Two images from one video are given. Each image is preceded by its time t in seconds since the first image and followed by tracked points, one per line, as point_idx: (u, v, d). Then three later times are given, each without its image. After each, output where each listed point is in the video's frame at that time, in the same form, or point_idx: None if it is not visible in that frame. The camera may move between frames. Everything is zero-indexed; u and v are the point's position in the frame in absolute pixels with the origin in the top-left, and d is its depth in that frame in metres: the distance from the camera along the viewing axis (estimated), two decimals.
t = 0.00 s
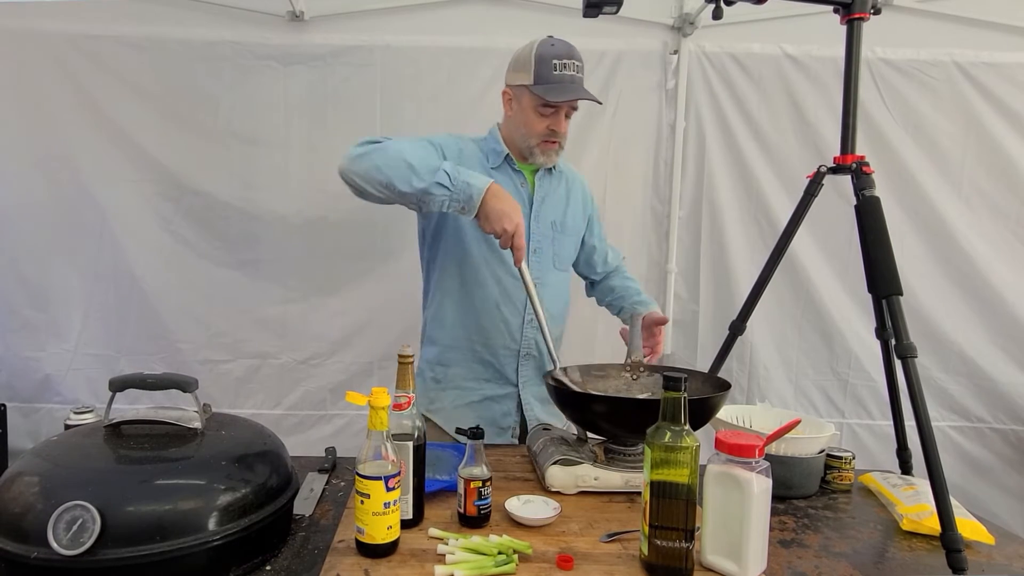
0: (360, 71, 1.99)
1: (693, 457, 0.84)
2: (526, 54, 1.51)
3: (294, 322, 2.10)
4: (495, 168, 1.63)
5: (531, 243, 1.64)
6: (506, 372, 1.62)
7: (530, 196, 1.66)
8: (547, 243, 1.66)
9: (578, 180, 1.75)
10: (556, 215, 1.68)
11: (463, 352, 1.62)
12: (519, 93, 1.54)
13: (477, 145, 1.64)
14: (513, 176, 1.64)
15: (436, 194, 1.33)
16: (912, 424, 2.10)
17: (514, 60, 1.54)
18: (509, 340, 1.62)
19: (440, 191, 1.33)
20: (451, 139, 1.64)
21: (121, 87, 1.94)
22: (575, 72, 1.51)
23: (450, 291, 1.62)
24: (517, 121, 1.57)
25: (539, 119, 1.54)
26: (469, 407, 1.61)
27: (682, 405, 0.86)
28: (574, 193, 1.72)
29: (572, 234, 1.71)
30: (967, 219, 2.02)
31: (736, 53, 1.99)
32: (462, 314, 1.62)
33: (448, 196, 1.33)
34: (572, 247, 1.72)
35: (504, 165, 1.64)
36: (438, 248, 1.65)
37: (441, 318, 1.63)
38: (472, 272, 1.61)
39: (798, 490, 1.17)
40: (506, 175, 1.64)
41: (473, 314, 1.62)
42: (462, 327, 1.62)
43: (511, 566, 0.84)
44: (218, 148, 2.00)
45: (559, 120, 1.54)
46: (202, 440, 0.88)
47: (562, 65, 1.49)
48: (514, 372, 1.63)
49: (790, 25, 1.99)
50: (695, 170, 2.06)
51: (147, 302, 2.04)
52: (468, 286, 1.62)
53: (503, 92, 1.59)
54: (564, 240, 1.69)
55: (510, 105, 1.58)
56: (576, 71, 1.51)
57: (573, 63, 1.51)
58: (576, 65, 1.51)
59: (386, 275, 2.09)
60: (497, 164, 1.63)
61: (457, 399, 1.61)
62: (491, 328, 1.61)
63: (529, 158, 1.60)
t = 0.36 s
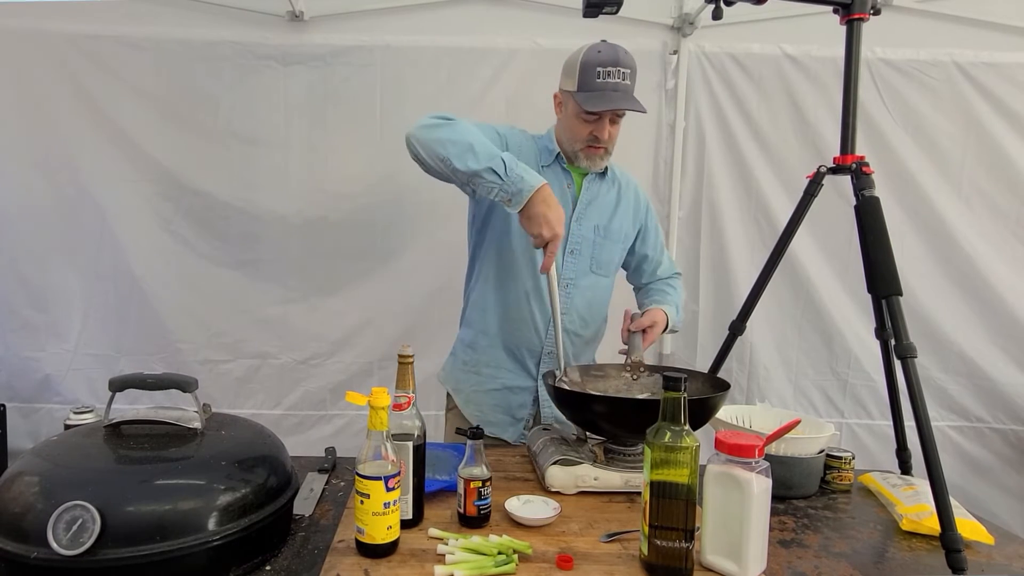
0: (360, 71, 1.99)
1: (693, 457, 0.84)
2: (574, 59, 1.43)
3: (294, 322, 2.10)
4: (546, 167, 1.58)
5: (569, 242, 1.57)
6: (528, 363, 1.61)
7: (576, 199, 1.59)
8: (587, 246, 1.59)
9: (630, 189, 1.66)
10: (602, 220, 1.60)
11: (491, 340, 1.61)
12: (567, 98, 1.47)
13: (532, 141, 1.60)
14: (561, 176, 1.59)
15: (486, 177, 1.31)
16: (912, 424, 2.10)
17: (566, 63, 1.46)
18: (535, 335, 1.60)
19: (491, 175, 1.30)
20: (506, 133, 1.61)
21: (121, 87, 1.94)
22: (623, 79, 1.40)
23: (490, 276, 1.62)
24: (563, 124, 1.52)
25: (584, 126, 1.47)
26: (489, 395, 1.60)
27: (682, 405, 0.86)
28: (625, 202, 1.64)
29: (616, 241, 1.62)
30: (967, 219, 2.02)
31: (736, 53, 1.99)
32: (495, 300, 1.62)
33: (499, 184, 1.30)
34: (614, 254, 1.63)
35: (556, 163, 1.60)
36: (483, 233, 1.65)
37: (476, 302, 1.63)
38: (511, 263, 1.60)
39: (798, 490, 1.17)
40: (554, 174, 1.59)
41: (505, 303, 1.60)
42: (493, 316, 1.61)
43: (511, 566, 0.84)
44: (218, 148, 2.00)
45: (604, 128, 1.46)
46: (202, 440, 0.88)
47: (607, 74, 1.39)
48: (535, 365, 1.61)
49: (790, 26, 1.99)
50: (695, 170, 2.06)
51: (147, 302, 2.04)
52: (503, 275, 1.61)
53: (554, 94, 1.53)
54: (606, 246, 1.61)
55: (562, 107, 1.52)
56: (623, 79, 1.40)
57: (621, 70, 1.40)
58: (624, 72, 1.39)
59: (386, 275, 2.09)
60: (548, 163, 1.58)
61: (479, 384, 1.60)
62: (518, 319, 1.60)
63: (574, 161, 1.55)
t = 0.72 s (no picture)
0: (360, 71, 1.99)
1: (693, 457, 0.84)
2: (593, 63, 1.42)
3: (294, 322, 2.10)
4: (562, 173, 1.55)
5: (592, 247, 1.54)
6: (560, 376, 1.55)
7: (597, 202, 1.56)
8: (610, 249, 1.56)
9: (650, 189, 1.63)
10: (624, 222, 1.57)
11: (518, 356, 1.55)
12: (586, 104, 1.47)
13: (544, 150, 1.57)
14: (579, 182, 1.56)
15: (458, 283, 1.38)
16: (911, 424, 2.10)
17: (586, 68, 1.46)
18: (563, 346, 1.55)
19: (460, 282, 1.37)
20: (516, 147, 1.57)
21: (121, 87, 1.94)
22: (641, 87, 1.38)
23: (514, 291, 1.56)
24: (582, 128, 1.51)
25: (600, 131, 1.46)
26: (522, 412, 1.54)
27: (682, 406, 0.86)
28: (645, 201, 1.62)
29: (638, 242, 1.59)
30: (967, 219, 2.02)
31: (736, 53, 1.99)
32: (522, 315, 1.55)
33: (470, 284, 1.37)
34: (637, 255, 1.60)
35: (571, 169, 1.56)
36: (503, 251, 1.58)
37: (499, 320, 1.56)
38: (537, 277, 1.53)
39: (798, 490, 1.17)
40: (572, 180, 1.55)
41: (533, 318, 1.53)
42: (515, 333, 1.54)
43: (511, 566, 0.84)
44: (218, 148, 2.00)
45: (620, 135, 1.45)
46: (202, 439, 0.88)
47: (625, 81, 1.38)
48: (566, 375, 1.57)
49: (790, 26, 1.99)
50: (694, 170, 2.06)
51: (147, 302, 2.04)
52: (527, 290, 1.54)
53: (575, 95, 1.52)
54: (629, 248, 1.58)
55: (581, 111, 1.52)
56: (641, 87, 1.38)
57: (639, 78, 1.38)
58: (642, 80, 1.38)
59: (386, 275, 2.09)
60: (564, 169, 1.55)
61: (511, 403, 1.55)
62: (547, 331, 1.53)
63: (590, 165, 1.54)
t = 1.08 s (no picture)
0: (360, 71, 1.99)
1: (693, 457, 0.84)
2: (580, 67, 1.43)
3: (294, 322, 2.10)
4: (561, 176, 1.56)
5: (599, 247, 1.54)
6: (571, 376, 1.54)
7: (599, 201, 1.56)
8: (616, 247, 1.55)
9: (653, 184, 1.63)
10: (628, 219, 1.57)
11: (526, 359, 1.54)
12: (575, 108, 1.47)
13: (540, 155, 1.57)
14: (580, 183, 1.56)
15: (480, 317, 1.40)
16: (911, 424, 2.10)
17: (573, 72, 1.46)
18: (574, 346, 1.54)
19: (479, 316, 1.39)
20: (513, 156, 1.58)
21: (121, 87, 1.94)
22: (628, 88, 1.38)
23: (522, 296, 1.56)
24: (574, 130, 1.51)
25: (591, 134, 1.46)
26: (536, 414, 1.54)
27: (682, 405, 0.86)
28: (648, 196, 1.62)
29: (643, 238, 1.59)
30: (967, 219, 2.02)
31: (736, 53, 1.99)
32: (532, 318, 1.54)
33: (489, 317, 1.38)
34: (643, 251, 1.60)
35: (570, 171, 1.56)
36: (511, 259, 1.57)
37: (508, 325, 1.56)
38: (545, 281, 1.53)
39: (797, 490, 1.17)
40: (572, 181, 1.56)
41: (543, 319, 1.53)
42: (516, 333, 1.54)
43: (511, 566, 0.84)
44: (219, 149, 2.00)
45: (611, 137, 1.45)
46: (202, 439, 0.88)
47: (611, 84, 1.38)
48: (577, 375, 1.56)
49: (790, 26, 1.99)
50: (695, 170, 2.06)
51: (147, 301, 2.04)
52: (537, 295, 1.53)
53: (566, 98, 1.53)
54: (635, 244, 1.58)
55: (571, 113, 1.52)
56: (627, 88, 1.38)
57: (625, 79, 1.38)
58: (628, 81, 1.38)
59: (386, 275, 2.09)
60: (563, 172, 1.56)
61: (525, 406, 1.54)
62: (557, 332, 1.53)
63: (585, 166, 1.54)
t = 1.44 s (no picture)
0: (360, 71, 1.99)
1: (693, 457, 0.84)
2: (586, 68, 1.43)
3: (294, 322, 2.10)
4: (567, 174, 1.56)
5: (601, 247, 1.54)
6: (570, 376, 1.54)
7: (603, 201, 1.56)
8: (619, 248, 1.55)
9: (657, 186, 1.63)
10: (632, 219, 1.57)
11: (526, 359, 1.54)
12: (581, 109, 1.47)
13: (546, 154, 1.57)
14: (585, 182, 1.56)
15: (480, 278, 1.38)
16: (911, 424, 2.10)
17: (578, 74, 1.46)
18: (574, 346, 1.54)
19: (481, 275, 1.38)
20: (519, 152, 1.57)
21: (120, 86, 1.94)
22: (633, 90, 1.38)
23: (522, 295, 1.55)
24: (579, 132, 1.51)
25: (597, 135, 1.46)
26: (534, 413, 1.54)
27: (682, 405, 0.86)
28: (652, 197, 1.62)
29: (646, 239, 1.59)
30: (967, 219, 2.02)
31: (736, 53, 1.99)
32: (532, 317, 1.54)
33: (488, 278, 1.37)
34: (646, 252, 1.60)
35: (576, 169, 1.56)
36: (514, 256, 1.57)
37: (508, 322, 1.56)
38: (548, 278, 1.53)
39: (797, 489, 1.17)
40: (577, 180, 1.56)
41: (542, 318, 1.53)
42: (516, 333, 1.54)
43: (511, 566, 0.84)
44: (219, 149, 2.00)
45: (617, 138, 1.44)
46: (202, 440, 0.88)
47: (616, 86, 1.38)
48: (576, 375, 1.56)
49: (790, 26, 1.99)
50: (695, 170, 2.06)
51: (147, 301, 2.04)
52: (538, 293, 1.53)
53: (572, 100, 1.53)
54: (637, 245, 1.58)
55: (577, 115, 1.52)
56: (633, 90, 1.38)
57: (631, 81, 1.38)
58: (634, 82, 1.38)
59: (386, 275, 2.09)
60: (568, 170, 1.56)
61: (523, 404, 1.55)
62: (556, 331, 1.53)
63: (590, 167, 1.53)
